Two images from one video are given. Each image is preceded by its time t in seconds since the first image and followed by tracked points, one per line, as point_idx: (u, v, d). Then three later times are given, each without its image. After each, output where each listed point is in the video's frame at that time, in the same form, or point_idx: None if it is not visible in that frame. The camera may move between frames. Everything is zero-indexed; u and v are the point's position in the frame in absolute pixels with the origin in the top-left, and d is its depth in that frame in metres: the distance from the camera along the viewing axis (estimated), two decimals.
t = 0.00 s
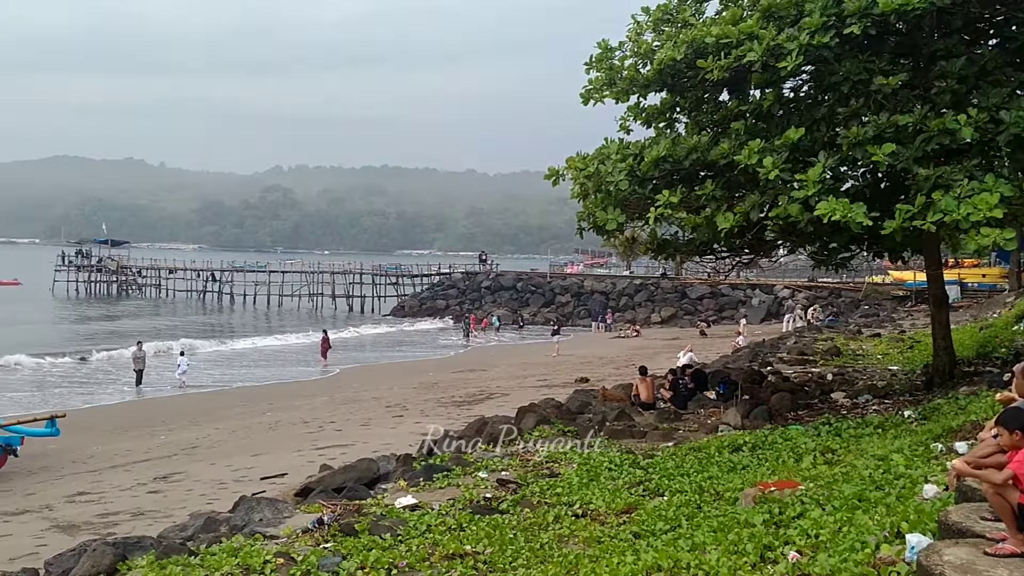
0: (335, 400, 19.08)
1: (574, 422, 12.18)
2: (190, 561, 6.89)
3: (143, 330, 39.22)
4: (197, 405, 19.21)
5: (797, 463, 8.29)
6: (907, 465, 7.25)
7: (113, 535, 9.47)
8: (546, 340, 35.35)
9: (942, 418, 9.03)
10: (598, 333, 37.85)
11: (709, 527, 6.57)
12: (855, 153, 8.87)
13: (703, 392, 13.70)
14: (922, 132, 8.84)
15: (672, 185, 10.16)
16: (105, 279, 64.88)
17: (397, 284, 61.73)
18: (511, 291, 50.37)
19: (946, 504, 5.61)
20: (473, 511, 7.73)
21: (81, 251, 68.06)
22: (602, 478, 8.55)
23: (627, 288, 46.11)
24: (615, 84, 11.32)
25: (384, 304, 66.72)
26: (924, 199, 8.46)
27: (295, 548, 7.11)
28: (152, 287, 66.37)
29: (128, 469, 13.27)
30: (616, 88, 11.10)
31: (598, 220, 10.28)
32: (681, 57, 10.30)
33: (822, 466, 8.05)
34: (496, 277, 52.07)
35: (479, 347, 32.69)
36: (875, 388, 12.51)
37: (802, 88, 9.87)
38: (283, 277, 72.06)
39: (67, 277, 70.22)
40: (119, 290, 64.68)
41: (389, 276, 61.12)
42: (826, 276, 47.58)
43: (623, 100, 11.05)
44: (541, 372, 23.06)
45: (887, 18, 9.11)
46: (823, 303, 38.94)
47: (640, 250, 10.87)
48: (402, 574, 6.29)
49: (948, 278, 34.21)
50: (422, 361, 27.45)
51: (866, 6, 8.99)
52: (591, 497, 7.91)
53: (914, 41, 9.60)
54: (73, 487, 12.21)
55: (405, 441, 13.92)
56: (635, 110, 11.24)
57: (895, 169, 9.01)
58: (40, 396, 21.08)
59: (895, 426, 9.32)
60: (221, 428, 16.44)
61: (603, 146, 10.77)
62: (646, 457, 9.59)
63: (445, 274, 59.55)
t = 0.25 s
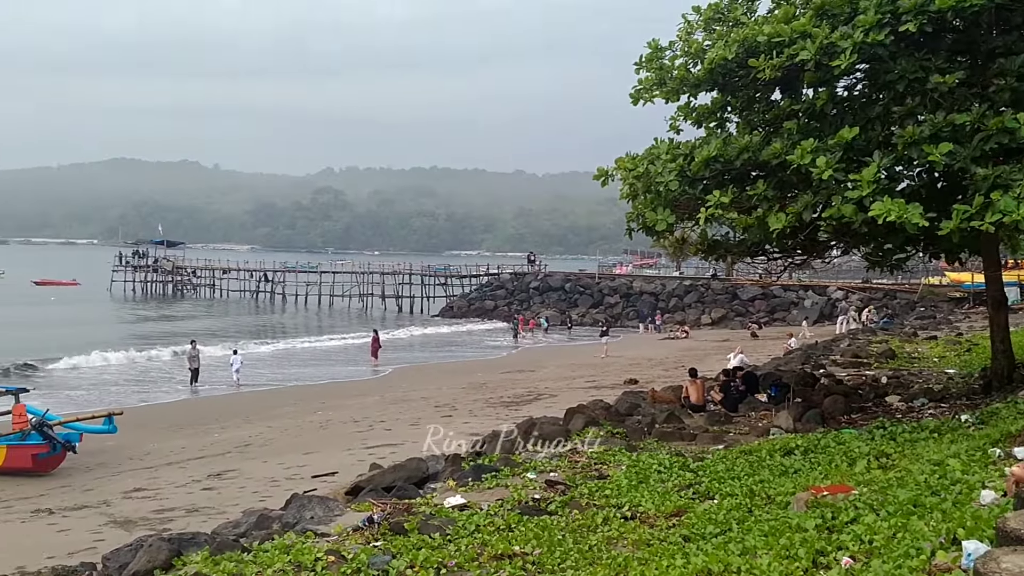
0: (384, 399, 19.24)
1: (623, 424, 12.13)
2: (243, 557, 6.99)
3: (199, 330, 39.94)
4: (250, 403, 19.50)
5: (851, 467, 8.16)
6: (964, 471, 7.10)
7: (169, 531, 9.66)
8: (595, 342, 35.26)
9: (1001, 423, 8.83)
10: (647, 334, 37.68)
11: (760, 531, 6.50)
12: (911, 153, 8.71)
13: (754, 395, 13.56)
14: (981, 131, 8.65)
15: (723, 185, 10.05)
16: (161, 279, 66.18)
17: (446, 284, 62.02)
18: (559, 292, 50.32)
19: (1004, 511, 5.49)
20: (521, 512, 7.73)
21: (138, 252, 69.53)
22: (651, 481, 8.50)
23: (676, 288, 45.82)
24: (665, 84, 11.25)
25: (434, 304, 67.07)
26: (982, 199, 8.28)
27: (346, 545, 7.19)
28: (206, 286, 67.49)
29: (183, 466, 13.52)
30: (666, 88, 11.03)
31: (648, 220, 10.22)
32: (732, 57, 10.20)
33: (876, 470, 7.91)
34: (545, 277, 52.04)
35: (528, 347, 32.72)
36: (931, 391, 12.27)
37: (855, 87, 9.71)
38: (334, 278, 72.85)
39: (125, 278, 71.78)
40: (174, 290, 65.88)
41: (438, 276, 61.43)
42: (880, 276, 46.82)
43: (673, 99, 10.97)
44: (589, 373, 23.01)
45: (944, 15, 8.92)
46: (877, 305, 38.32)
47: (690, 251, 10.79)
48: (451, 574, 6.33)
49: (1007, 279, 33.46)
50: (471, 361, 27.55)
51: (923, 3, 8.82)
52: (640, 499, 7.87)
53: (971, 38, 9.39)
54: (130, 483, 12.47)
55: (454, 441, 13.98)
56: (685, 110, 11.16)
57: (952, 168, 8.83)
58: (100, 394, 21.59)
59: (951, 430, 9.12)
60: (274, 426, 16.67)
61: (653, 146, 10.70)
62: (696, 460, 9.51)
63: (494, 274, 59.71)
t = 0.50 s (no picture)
0: (428, 398, 19.34)
1: (667, 425, 12.06)
2: (289, 554, 7.07)
3: (246, 328, 40.46)
4: (295, 401, 19.71)
5: (899, 470, 8.03)
6: (1017, 475, 6.95)
7: (216, 527, 9.81)
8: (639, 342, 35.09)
9: None
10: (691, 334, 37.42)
11: (807, 534, 6.42)
12: (962, 151, 8.54)
13: (801, 397, 13.40)
14: None
15: (770, 185, 9.94)
16: (209, 278, 67.16)
17: (489, 283, 62.13)
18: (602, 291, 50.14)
19: None
20: (564, 512, 7.72)
21: (187, 251, 70.60)
22: (696, 483, 8.43)
23: (721, 288, 45.44)
24: (711, 82, 11.16)
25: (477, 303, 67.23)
26: None
27: (390, 543, 7.24)
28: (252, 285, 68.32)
29: (230, 463, 13.71)
30: (712, 86, 10.95)
31: (693, 220, 10.14)
32: (779, 54, 10.08)
33: (925, 474, 7.77)
34: (588, 277, 51.89)
35: (571, 347, 32.67)
36: (983, 394, 12.02)
37: (905, 84, 9.55)
38: (378, 277, 73.32)
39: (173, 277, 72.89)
40: (221, 288, 66.79)
41: (481, 275, 61.56)
42: (930, 276, 46.04)
43: (718, 98, 10.88)
44: (632, 373, 22.92)
45: (997, 11, 8.74)
46: (927, 305, 37.67)
47: (735, 250, 10.70)
48: (495, 573, 6.34)
49: None
50: (514, 361, 27.57)
51: None
52: (685, 501, 7.82)
53: None
54: (178, 479, 12.67)
55: (497, 440, 14.00)
56: (731, 108, 11.05)
57: (1005, 167, 8.64)
58: (148, 391, 21.94)
59: (1004, 434, 8.94)
60: (319, 424, 16.84)
61: (698, 145, 10.61)
62: (741, 462, 9.42)
63: (537, 273, 59.71)
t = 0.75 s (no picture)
0: (474, 397, 19.39)
1: (714, 426, 11.95)
2: (336, 550, 7.13)
3: (295, 327, 40.90)
4: (342, 399, 19.88)
5: (952, 474, 7.86)
6: None
7: (265, 522, 9.92)
8: (685, 342, 34.84)
9: None
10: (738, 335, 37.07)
11: (857, 538, 6.32)
12: (1019, 149, 8.35)
13: (851, 399, 13.20)
14: None
15: (820, 183, 9.79)
16: (258, 277, 68.01)
17: (534, 283, 62.12)
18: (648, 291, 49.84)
19: None
20: (610, 513, 7.68)
21: (236, 250, 71.57)
22: (744, 485, 8.34)
23: (769, 288, 44.95)
24: (759, 79, 11.04)
25: (521, 302, 67.25)
26: None
27: (436, 541, 7.27)
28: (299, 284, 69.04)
29: (278, 459, 13.87)
30: (761, 84, 10.83)
31: (741, 219, 10.02)
32: (830, 51, 9.94)
33: (980, 478, 7.60)
34: (634, 276, 51.62)
35: (616, 347, 32.54)
36: None
37: (959, 81, 9.37)
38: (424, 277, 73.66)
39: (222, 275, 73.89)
40: (269, 287, 67.59)
41: (527, 275, 61.57)
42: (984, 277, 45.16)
43: (767, 95, 10.76)
44: (678, 373, 22.77)
45: None
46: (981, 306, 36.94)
47: (784, 250, 10.56)
48: (541, 573, 6.33)
49: None
50: (559, 360, 27.53)
51: None
52: (732, 503, 7.73)
53: None
54: (227, 475, 12.85)
55: (542, 440, 14.00)
56: (780, 106, 10.92)
57: None
58: (198, 388, 22.26)
59: None
60: (366, 422, 16.96)
61: (747, 143, 10.48)
62: (790, 464, 9.31)
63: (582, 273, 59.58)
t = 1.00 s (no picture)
0: (500, 396, 19.42)
1: (742, 427, 11.90)
2: (364, 548, 7.16)
3: (323, 327, 41.10)
4: (369, 398, 19.97)
5: (984, 476, 7.78)
6: None
7: (293, 520, 9.98)
8: (712, 343, 34.67)
9: None
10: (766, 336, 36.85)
11: (887, 540, 6.27)
12: None
13: (881, 400, 13.08)
14: None
15: (850, 182, 9.70)
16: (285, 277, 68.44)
17: (560, 283, 62.06)
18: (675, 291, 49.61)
19: None
20: (637, 514, 7.66)
21: (264, 251, 72.05)
22: (772, 486, 8.30)
23: (797, 288, 44.63)
24: (788, 78, 10.96)
25: (547, 302, 67.22)
26: None
27: (463, 540, 7.28)
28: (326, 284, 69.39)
29: (305, 457, 13.95)
30: (789, 82, 10.76)
31: (770, 218, 9.94)
32: (860, 50, 9.84)
33: (1012, 480, 7.51)
34: (660, 276, 51.37)
35: (642, 347, 32.44)
36: None
37: (991, 80, 9.26)
38: (449, 277, 73.81)
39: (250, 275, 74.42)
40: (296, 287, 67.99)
41: (552, 274, 61.51)
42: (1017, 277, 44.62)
43: (796, 94, 10.68)
44: (706, 374, 22.67)
45: None
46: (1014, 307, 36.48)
47: (814, 250, 10.48)
48: (568, 574, 6.33)
49: None
50: (586, 360, 27.49)
51: None
52: (761, 505, 7.69)
53: None
54: (256, 473, 12.95)
55: (568, 440, 14.00)
56: (809, 104, 10.84)
57: None
58: (227, 387, 22.43)
59: None
60: (392, 421, 17.03)
61: (775, 142, 10.40)
62: (819, 466, 9.24)
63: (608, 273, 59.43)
